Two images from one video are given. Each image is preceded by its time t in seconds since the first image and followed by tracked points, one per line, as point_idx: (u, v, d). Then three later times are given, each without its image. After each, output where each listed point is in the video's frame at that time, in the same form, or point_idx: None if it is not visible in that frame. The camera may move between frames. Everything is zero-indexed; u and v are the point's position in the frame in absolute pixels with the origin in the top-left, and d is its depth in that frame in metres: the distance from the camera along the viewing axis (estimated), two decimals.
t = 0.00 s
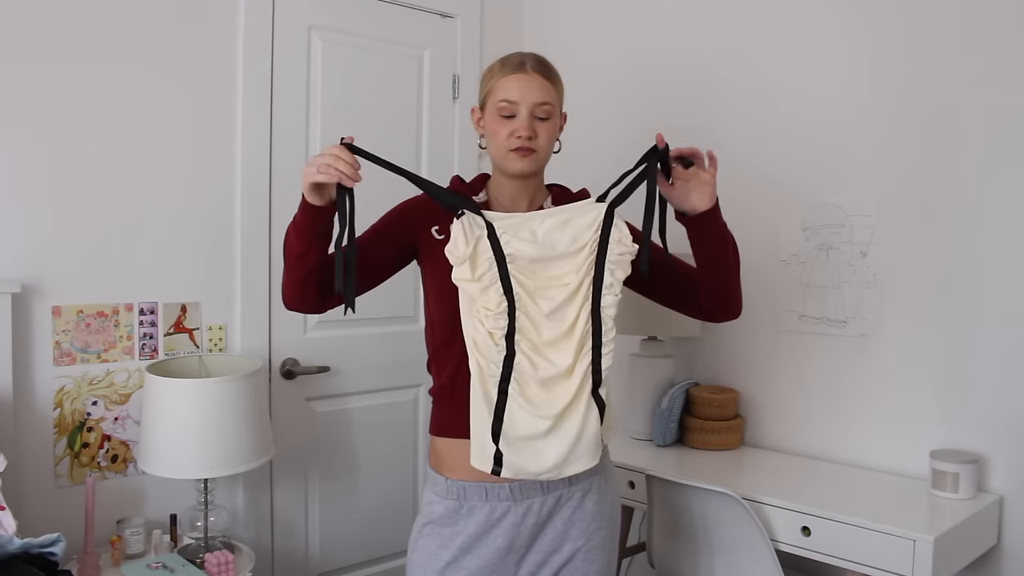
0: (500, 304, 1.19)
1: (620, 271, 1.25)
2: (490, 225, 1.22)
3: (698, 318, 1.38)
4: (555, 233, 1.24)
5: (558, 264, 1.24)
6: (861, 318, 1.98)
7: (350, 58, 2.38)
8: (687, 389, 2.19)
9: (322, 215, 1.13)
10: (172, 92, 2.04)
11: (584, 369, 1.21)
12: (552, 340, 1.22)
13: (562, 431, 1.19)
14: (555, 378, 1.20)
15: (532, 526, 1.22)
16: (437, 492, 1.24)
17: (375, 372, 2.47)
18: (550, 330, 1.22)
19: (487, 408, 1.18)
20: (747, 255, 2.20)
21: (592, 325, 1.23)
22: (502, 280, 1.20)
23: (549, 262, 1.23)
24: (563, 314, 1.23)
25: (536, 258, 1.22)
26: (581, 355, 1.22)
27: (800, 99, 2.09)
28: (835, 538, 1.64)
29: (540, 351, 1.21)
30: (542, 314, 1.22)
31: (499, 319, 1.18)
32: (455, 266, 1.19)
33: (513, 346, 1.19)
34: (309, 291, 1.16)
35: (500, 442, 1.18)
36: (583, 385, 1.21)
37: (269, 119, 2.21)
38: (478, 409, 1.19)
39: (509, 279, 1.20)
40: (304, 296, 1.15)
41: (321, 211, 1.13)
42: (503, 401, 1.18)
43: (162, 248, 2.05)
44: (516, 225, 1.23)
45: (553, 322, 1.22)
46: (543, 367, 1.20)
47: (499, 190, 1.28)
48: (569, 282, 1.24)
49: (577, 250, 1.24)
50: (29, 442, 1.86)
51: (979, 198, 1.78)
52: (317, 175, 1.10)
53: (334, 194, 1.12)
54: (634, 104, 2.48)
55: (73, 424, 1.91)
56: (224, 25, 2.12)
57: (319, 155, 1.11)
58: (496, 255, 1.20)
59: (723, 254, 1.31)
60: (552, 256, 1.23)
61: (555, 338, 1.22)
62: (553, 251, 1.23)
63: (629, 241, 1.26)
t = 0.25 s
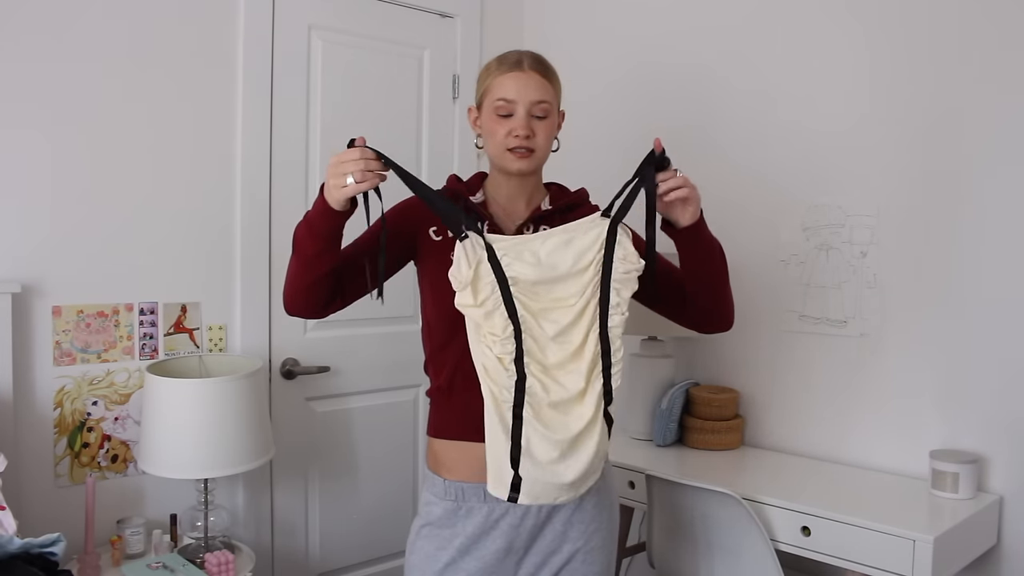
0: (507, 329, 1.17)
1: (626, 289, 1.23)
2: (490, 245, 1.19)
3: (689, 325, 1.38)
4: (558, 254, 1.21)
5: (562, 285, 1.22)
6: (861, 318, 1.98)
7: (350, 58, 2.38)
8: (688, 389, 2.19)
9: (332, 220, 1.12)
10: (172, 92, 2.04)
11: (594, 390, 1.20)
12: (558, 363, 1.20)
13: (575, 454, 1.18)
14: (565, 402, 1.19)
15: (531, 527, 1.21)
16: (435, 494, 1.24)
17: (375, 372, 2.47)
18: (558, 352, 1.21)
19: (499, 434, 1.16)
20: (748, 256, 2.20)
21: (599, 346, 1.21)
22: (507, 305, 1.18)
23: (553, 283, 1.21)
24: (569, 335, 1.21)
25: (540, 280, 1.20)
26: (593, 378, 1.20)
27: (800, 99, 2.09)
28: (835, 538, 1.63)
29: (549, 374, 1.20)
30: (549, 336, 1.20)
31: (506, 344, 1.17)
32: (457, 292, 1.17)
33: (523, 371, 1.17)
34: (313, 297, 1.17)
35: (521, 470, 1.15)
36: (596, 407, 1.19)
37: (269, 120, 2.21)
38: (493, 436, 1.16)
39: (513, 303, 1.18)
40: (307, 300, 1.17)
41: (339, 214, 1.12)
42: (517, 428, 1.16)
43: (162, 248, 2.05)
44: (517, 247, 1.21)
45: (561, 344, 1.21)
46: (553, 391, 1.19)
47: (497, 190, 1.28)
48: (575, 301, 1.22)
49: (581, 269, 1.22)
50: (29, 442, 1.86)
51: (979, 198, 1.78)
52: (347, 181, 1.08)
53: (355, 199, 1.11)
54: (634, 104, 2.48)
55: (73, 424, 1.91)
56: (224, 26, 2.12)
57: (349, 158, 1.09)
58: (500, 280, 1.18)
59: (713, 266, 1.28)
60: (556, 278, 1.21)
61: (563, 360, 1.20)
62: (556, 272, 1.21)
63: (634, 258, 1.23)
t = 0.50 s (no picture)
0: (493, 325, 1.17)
1: (618, 294, 1.22)
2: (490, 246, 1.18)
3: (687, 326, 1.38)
4: (553, 256, 1.21)
5: (555, 288, 1.21)
6: (861, 318, 1.98)
7: (350, 58, 2.38)
8: (687, 389, 2.19)
9: (332, 214, 1.10)
10: (172, 92, 2.04)
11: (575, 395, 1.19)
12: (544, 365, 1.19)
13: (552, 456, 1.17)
14: (545, 403, 1.18)
15: (528, 527, 1.22)
16: (432, 495, 1.24)
17: (375, 372, 2.47)
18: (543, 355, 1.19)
19: (475, 428, 1.17)
20: (747, 255, 2.20)
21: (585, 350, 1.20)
22: (497, 303, 1.17)
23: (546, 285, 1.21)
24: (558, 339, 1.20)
25: (535, 280, 1.19)
26: (574, 380, 1.20)
27: (801, 99, 2.09)
28: (835, 538, 1.63)
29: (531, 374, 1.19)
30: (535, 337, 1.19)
31: (490, 341, 1.17)
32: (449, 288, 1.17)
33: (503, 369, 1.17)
34: (311, 295, 1.16)
35: (487, 460, 1.16)
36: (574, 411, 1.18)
37: (269, 120, 2.21)
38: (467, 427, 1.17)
39: (505, 304, 1.18)
40: (305, 297, 1.16)
41: (342, 206, 1.10)
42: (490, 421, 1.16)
43: (162, 248, 2.05)
44: (515, 245, 1.20)
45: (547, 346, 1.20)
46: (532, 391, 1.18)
47: (494, 188, 1.28)
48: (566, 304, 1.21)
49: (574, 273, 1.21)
50: (29, 442, 1.86)
51: (979, 198, 1.78)
52: (351, 171, 1.08)
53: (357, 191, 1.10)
54: (634, 104, 2.48)
55: (73, 424, 1.91)
56: (224, 26, 2.12)
57: (353, 150, 1.09)
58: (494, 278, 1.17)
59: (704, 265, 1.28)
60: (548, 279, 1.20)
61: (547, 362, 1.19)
62: (551, 273, 1.20)
63: (630, 263, 1.22)
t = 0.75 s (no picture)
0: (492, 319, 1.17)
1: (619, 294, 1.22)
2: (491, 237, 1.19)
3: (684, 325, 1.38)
4: (553, 253, 1.21)
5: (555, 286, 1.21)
6: (861, 318, 1.98)
7: (351, 58, 2.38)
8: (687, 389, 2.19)
9: (331, 214, 1.10)
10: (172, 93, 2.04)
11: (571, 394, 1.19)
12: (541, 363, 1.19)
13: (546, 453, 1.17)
14: (541, 400, 1.18)
15: (528, 527, 1.22)
16: (431, 495, 1.24)
17: (375, 372, 2.47)
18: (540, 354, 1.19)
19: (470, 424, 1.16)
20: (747, 255, 2.20)
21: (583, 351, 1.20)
22: (497, 295, 1.17)
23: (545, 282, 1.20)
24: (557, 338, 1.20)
25: (537, 277, 1.19)
26: (571, 379, 1.19)
27: (801, 98, 2.08)
28: (835, 538, 1.63)
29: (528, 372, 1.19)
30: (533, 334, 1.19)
31: (488, 336, 1.16)
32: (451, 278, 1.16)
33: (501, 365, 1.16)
34: (311, 294, 1.16)
35: (482, 454, 1.16)
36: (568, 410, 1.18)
37: (269, 120, 2.21)
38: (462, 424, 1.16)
39: (506, 297, 1.17)
40: (305, 296, 1.16)
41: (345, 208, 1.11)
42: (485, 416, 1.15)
43: (163, 248, 2.05)
44: (517, 241, 1.20)
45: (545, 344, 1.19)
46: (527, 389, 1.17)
47: (491, 190, 1.28)
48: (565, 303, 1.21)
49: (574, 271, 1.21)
50: (29, 442, 1.86)
51: (979, 198, 1.78)
52: (355, 174, 1.08)
53: (360, 194, 1.11)
54: (634, 104, 2.48)
55: (73, 424, 1.91)
56: (224, 26, 2.12)
57: (354, 152, 1.09)
58: (495, 269, 1.17)
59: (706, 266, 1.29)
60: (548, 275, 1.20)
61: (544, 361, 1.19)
62: (552, 270, 1.20)
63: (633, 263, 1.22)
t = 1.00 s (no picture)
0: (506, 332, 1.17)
1: (631, 319, 1.19)
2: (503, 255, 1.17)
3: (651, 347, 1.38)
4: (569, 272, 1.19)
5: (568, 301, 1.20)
6: (861, 318, 1.98)
7: (351, 58, 2.38)
8: (688, 389, 2.19)
9: (353, 211, 1.11)
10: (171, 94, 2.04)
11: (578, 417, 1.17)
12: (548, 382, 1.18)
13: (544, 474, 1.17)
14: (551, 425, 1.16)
15: (529, 527, 1.21)
16: (434, 494, 1.25)
17: (375, 372, 2.47)
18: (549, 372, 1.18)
19: (479, 442, 1.16)
20: (748, 255, 2.20)
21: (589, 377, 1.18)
22: (505, 310, 1.17)
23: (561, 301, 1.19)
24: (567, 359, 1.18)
25: (543, 297, 1.18)
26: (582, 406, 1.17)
27: (801, 99, 2.09)
28: (835, 538, 1.63)
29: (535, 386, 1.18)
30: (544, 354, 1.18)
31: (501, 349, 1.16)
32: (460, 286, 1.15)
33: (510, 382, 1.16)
34: (326, 293, 1.17)
35: (489, 474, 1.15)
36: (580, 437, 1.16)
37: (269, 120, 2.21)
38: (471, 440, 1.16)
39: (514, 316, 1.16)
40: (319, 293, 1.16)
41: (372, 202, 1.11)
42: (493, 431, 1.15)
43: (163, 248, 2.05)
44: (524, 260, 1.19)
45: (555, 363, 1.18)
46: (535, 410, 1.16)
47: (491, 193, 1.28)
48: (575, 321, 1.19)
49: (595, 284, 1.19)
50: (29, 442, 1.86)
51: (979, 198, 1.78)
52: (391, 169, 1.08)
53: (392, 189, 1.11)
54: (634, 104, 2.48)
55: (73, 424, 1.91)
56: (224, 25, 2.12)
57: (392, 147, 1.09)
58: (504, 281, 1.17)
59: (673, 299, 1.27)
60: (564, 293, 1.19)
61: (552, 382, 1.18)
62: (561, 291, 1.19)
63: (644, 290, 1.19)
